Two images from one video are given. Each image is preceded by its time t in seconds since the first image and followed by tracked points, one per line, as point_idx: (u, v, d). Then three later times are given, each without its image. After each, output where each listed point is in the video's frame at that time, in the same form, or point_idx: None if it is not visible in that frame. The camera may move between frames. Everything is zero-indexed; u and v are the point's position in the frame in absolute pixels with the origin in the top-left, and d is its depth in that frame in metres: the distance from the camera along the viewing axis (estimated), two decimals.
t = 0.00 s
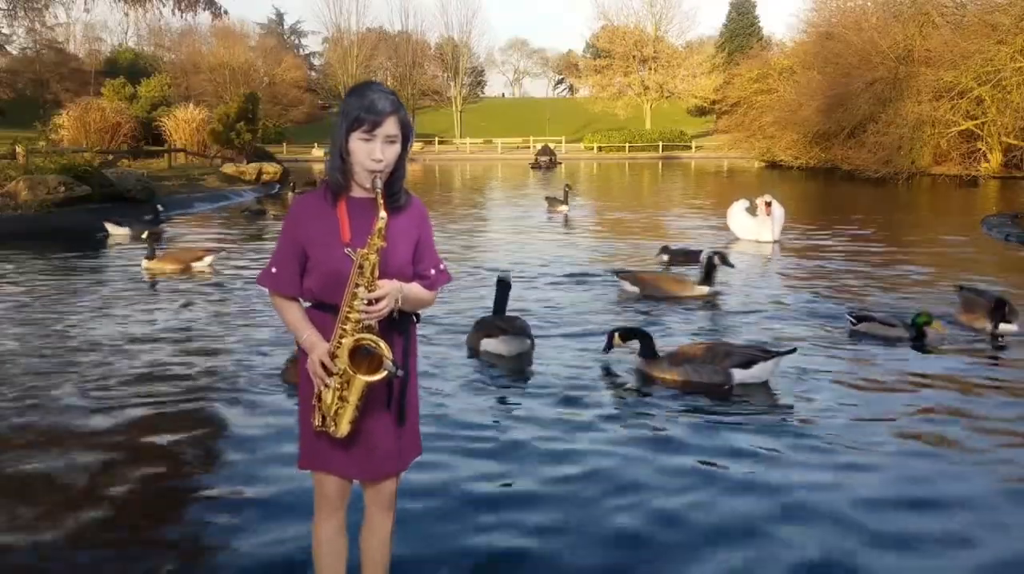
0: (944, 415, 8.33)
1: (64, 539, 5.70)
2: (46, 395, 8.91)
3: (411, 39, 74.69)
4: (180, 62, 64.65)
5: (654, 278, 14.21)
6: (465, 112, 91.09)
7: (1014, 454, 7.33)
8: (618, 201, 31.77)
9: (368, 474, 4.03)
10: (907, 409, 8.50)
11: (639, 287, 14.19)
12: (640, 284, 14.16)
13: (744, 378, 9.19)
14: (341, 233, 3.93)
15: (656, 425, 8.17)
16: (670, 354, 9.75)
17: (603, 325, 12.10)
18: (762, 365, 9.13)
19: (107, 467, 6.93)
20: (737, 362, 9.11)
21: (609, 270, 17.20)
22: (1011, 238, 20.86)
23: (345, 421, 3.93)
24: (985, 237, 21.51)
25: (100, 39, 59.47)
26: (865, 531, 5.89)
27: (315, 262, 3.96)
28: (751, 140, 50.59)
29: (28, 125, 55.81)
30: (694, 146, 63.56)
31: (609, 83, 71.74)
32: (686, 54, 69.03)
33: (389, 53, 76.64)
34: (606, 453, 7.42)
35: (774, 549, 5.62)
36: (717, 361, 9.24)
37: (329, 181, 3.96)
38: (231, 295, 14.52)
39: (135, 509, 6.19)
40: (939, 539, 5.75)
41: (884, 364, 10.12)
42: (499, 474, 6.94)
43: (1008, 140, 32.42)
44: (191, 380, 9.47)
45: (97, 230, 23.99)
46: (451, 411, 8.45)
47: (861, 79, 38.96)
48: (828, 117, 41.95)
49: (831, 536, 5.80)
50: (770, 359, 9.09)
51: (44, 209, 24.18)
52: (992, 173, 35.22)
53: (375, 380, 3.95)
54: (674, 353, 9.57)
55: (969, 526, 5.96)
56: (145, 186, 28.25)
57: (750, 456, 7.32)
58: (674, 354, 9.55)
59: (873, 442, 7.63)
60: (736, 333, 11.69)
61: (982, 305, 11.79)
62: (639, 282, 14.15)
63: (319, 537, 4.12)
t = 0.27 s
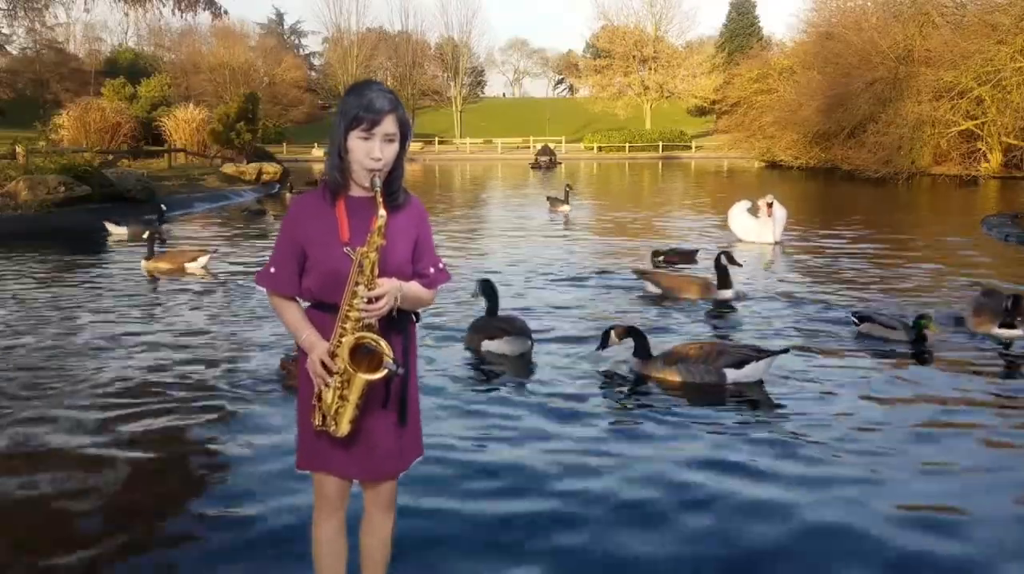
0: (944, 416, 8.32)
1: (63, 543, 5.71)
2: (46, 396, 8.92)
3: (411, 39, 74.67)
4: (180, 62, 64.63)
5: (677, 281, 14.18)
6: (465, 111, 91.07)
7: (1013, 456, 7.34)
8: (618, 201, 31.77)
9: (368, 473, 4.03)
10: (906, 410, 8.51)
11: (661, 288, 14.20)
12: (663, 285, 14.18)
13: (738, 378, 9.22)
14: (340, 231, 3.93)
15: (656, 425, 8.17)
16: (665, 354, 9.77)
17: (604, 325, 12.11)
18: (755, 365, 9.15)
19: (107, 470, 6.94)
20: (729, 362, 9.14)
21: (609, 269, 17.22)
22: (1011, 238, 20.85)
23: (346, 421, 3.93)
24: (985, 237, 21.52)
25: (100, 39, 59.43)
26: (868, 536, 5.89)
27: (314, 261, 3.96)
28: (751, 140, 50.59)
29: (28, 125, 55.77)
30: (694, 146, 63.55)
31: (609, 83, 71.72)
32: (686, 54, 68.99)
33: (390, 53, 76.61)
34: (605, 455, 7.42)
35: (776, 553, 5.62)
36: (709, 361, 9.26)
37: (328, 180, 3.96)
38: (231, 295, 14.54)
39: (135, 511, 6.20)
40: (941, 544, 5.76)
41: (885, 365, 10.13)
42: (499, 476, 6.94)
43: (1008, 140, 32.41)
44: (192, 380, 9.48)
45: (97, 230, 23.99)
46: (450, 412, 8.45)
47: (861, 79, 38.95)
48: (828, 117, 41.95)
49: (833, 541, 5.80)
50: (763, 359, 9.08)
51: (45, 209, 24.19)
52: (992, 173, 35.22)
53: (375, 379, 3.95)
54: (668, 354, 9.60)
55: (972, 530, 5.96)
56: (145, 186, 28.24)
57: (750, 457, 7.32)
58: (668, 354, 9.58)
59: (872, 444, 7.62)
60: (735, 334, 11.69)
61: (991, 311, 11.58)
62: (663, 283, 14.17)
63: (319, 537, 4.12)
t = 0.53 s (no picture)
0: (944, 415, 8.32)
1: (61, 544, 5.70)
2: (46, 396, 8.91)
3: (411, 39, 74.68)
4: (180, 62, 64.62)
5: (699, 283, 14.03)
6: (465, 111, 91.07)
7: (1013, 454, 7.35)
8: (618, 201, 31.76)
9: (368, 472, 4.03)
10: (905, 409, 8.52)
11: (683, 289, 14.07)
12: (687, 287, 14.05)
13: (728, 379, 9.17)
14: (340, 230, 3.93)
15: (655, 424, 8.17)
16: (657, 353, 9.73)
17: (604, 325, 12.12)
18: (747, 366, 9.08)
19: (106, 470, 6.95)
20: (720, 363, 9.09)
21: (609, 269, 17.22)
22: (1011, 238, 20.86)
23: (347, 420, 3.93)
24: (984, 237, 21.53)
25: (100, 39, 59.42)
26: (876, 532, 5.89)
27: (314, 260, 3.96)
28: (751, 140, 50.59)
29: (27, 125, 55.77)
30: (694, 146, 63.55)
31: (609, 83, 71.72)
32: (686, 54, 68.98)
33: (390, 53, 76.64)
34: (605, 453, 7.42)
35: (781, 548, 5.62)
36: (700, 361, 9.22)
37: (328, 180, 3.96)
38: (231, 294, 14.53)
39: (134, 512, 6.20)
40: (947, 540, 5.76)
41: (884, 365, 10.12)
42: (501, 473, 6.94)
43: (1008, 140, 32.41)
44: (192, 380, 9.48)
45: (97, 230, 23.99)
46: (450, 411, 8.44)
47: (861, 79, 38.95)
48: (828, 117, 41.96)
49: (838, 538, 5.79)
50: (754, 360, 9.00)
51: (45, 209, 24.19)
52: (992, 173, 35.22)
53: (376, 378, 3.95)
54: (660, 354, 9.55)
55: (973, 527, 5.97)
56: (145, 186, 28.23)
57: (751, 455, 7.31)
58: (660, 354, 9.54)
59: (872, 443, 7.62)
60: (736, 333, 11.68)
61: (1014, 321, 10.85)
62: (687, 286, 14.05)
63: (319, 537, 4.11)
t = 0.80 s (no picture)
0: (943, 414, 8.33)
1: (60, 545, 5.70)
2: (45, 396, 8.90)
3: (411, 39, 74.70)
4: (180, 62, 64.61)
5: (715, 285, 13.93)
6: (465, 112, 91.08)
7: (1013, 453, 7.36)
8: (619, 201, 31.75)
9: (369, 472, 4.02)
10: (904, 408, 8.52)
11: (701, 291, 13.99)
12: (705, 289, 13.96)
13: (719, 380, 9.13)
14: (342, 231, 3.93)
15: (654, 424, 8.17)
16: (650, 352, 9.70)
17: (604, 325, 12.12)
18: (737, 367, 9.05)
19: (105, 471, 6.94)
20: (712, 363, 9.06)
21: (609, 269, 17.21)
22: (1011, 238, 20.86)
23: (348, 420, 3.93)
24: (984, 237, 21.53)
25: (100, 39, 59.42)
26: (878, 532, 5.88)
27: (316, 261, 3.96)
28: (751, 140, 50.60)
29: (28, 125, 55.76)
30: (695, 146, 63.56)
31: (609, 84, 71.72)
32: (686, 54, 68.99)
33: (390, 53, 76.66)
34: (605, 453, 7.40)
35: (784, 549, 5.62)
36: (692, 362, 9.20)
37: (329, 180, 3.96)
38: (231, 295, 14.52)
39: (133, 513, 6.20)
40: (949, 540, 5.76)
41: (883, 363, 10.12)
42: (500, 473, 6.93)
43: (1008, 140, 32.42)
44: (191, 380, 9.47)
45: (97, 230, 23.99)
46: (451, 411, 8.43)
47: (861, 79, 38.95)
48: (828, 117, 41.97)
49: (840, 538, 5.79)
50: (744, 359, 8.98)
51: (44, 209, 24.19)
52: (992, 173, 35.23)
53: (378, 377, 3.95)
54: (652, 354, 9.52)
55: (976, 527, 5.96)
56: (145, 186, 28.21)
57: (751, 454, 7.31)
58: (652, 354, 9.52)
59: (872, 442, 7.63)
60: (736, 333, 11.68)
61: None
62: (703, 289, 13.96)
63: (320, 537, 4.12)
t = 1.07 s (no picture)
0: (943, 415, 8.33)
1: (61, 545, 5.70)
2: (44, 398, 8.91)
3: (411, 39, 74.70)
4: (180, 62, 64.60)
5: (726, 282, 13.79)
6: (465, 112, 91.07)
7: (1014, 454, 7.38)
8: (618, 201, 31.74)
9: (368, 471, 4.03)
10: (903, 409, 8.53)
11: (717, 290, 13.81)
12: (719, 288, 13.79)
13: (702, 380, 9.21)
14: (346, 230, 3.94)
15: (654, 426, 8.17)
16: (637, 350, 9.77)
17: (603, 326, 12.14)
18: (723, 368, 9.12)
19: (105, 473, 6.95)
20: (699, 364, 9.10)
21: (609, 269, 17.22)
22: (1011, 238, 20.87)
23: (348, 420, 3.94)
24: (984, 237, 21.55)
25: (100, 39, 59.40)
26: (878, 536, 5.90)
27: (319, 259, 3.96)
28: (751, 140, 50.61)
29: (27, 125, 55.76)
30: (695, 146, 63.57)
31: (609, 83, 71.71)
32: (686, 54, 69.00)
33: (390, 53, 76.69)
34: (605, 456, 7.42)
35: (785, 552, 5.64)
36: (679, 362, 9.26)
37: (335, 179, 3.97)
38: (230, 295, 14.51)
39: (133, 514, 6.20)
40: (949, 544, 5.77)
41: (882, 364, 10.13)
42: (500, 478, 6.94)
43: (1008, 140, 32.43)
44: (190, 381, 9.46)
45: (96, 230, 23.98)
46: (452, 412, 8.44)
47: (861, 79, 38.96)
48: (828, 117, 41.98)
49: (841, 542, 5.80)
50: (730, 362, 9.06)
51: (44, 209, 24.20)
52: (992, 173, 35.25)
53: (380, 376, 3.96)
54: (638, 353, 9.59)
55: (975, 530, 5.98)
56: (145, 186, 28.20)
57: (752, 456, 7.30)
58: (638, 352, 9.58)
59: (873, 444, 7.63)
60: (736, 333, 11.68)
61: None
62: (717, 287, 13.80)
63: (319, 537, 4.13)
